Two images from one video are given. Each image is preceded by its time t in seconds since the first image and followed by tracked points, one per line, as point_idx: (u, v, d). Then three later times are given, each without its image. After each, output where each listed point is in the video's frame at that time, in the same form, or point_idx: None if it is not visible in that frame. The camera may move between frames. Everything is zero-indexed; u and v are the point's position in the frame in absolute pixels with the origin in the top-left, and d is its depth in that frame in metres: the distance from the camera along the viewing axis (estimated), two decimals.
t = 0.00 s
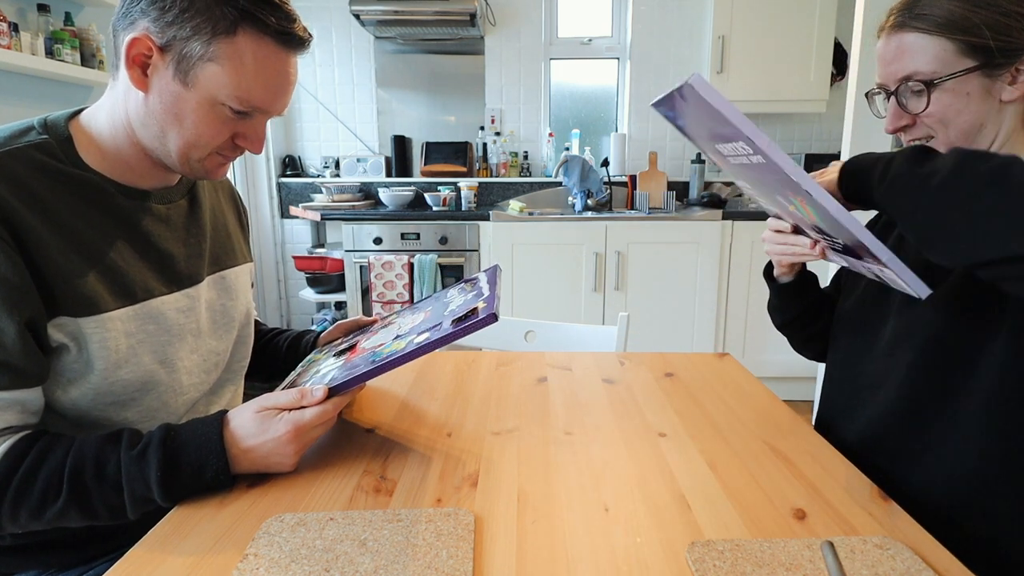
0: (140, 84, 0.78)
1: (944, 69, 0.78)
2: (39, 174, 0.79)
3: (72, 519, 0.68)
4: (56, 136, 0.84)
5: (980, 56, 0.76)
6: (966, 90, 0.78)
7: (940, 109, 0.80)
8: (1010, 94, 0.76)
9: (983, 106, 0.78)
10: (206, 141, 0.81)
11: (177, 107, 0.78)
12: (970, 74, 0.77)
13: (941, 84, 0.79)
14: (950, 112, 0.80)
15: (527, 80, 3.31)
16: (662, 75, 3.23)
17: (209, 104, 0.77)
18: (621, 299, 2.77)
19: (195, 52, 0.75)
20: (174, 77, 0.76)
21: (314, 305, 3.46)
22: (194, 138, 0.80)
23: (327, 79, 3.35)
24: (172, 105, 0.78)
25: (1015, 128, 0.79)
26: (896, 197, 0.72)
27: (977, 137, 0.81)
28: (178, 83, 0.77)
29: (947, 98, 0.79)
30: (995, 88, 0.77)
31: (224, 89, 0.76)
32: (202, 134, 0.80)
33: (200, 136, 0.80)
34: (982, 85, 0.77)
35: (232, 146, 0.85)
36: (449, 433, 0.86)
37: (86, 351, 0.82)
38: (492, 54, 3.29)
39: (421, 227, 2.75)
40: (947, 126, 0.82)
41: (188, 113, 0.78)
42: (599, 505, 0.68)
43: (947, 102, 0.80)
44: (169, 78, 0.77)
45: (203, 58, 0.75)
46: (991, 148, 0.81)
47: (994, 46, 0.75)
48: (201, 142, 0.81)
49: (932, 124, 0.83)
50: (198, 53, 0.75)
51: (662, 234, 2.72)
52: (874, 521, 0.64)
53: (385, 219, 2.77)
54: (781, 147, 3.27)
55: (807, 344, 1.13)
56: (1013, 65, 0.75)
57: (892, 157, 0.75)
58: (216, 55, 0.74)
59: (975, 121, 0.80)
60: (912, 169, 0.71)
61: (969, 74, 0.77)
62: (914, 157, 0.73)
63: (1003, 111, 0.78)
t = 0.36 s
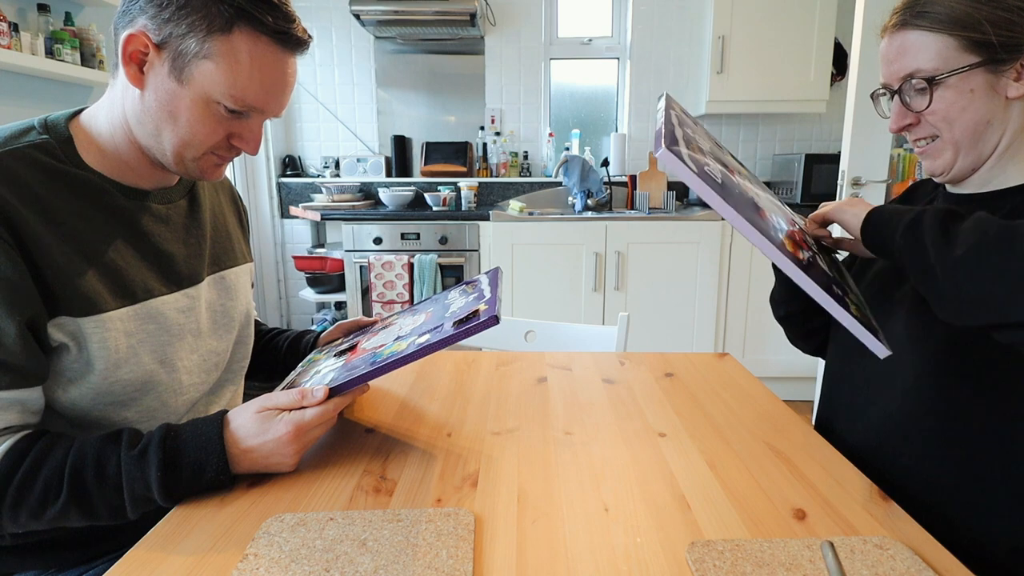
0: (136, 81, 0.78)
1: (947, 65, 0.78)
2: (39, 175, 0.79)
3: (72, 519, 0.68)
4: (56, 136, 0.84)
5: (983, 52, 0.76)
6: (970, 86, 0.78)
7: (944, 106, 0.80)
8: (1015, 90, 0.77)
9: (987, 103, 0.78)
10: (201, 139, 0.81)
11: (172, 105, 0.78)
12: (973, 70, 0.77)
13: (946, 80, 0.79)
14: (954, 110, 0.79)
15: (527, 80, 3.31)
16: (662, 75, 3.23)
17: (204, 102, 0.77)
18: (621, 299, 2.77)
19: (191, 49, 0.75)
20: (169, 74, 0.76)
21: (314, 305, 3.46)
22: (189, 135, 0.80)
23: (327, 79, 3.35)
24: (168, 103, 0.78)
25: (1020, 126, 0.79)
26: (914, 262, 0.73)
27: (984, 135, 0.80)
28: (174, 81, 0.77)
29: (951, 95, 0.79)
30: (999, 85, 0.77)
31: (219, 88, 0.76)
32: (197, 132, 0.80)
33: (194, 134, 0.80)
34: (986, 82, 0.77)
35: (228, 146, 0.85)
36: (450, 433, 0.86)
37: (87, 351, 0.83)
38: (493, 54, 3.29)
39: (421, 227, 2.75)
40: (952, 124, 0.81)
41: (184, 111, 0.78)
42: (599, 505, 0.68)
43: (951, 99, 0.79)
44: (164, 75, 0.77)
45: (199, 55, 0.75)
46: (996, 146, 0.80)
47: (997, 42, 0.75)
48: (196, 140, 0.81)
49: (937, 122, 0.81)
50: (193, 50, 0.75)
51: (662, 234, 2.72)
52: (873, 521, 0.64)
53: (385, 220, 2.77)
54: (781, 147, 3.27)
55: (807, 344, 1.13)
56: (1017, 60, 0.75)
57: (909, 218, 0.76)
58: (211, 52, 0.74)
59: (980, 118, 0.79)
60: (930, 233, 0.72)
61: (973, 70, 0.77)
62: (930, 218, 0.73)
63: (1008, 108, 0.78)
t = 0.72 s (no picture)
0: (138, 82, 0.78)
1: (944, 64, 0.78)
2: (39, 175, 0.79)
3: (72, 520, 0.68)
4: (56, 136, 0.84)
5: (980, 51, 0.76)
6: (967, 85, 0.78)
7: (942, 105, 0.80)
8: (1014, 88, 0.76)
9: (985, 101, 0.78)
10: (201, 142, 0.81)
11: (173, 107, 0.78)
12: (970, 68, 0.77)
13: (943, 79, 0.79)
14: (952, 108, 0.80)
15: (527, 80, 3.31)
16: (662, 75, 3.23)
17: (205, 104, 0.77)
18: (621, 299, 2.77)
19: (193, 51, 0.75)
20: (171, 76, 0.76)
21: (314, 305, 3.46)
22: (189, 137, 0.80)
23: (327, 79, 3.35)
24: (169, 105, 0.78)
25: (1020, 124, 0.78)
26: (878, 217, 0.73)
27: (982, 132, 0.80)
28: (175, 82, 0.77)
29: (949, 93, 0.79)
30: (997, 83, 0.77)
31: (221, 90, 0.76)
32: (197, 134, 0.80)
33: (195, 136, 0.80)
34: (984, 79, 0.77)
35: (228, 148, 0.85)
36: (450, 433, 0.86)
37: (87, 351, 0.83)
38: (493, 54, 3.29)
39: (421, 227, 2.75)
40: (951, 122, 0.81)
41: (184, 113, 0.78)
42: (599, 505, 0.68)
43: (949, 98, 0.79)
44: (166, 77, 0.77)
45: (201, 58, 0.75)
46: (996, 144, 0.80)
47: (993, 40, 0.75)
48: (196, 142, 0.81)
49: (936, 120, 0.82)
50: (196, 53, 0.75)
51: (662, 234, 2.72)
52: (873, 522, 0.64)
53: (385, 220, 2.77)
54: (781, 147, 3.27)
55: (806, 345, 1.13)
56: (1015, 57, 0.74)
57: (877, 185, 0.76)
58: (214, 55, 0.74)
59: (978, 116, 0.79)
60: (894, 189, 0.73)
61: (970, 68, 0.77)
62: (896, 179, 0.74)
63: (1007, 106, 0.78)
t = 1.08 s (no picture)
0: (142, 86, 0.78)
1: (925, 63, 0.79)
2: (40, 175, 0.79)
3: (73, 520, 0.68)
4: (57, 136, 0.84)
5: (960, 51, 0.76)
6: (949, 83, 0.78)
7: (925, 104, 0.80)
8: (995, 86, 0.76)
9: (968, 100, 0.78)
10: (206, 145, 0.81)
11: (180, 111, 0.78)
12: (951, 68, 0.77)
13: (925, 78, 0.79)
14: (935, 107, 0.79)
15: (527, 80, 3.31)
16: (662, 75, 3.23)
17: (212, 109, 0.77)
18: (621, 299, 2.77)
19: (200, 57, 0.75)
20: (177, 80, 0.76)
21: (314, 305, 3.46)
22: (195, 141, 0.80)
23: (327, 79, 3.35)
24: (175, 109, 0.78)
25: (1002, 123, 0.77)
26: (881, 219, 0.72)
27: (966, 131, 0.79)
28: (182, 87, 0.76)
29: (931, 92, 0.79)
30: (979, 82, 0.77)
31: (228, 95, 0.76)
32: (202, 138, 0.80)
33: (200, 140, 0.80)
34: (966, 79, 0.77)
35: (232, 150, 0.85)
36: (449, 432, 0.86)
37: (87, 351, 0.83)
38: (493, 54, 3.29)
39: (421, 227, 2.75)
40: (934, 121, 0.80)
41: (191, 118, 0.78)
42: (600, 505, 0.68)
43: (931, 97, 0.79)
44: (172, 81, 0.77)
45: (208, 63, 0.75)
46: (979, 144, 0.79)
47: (972, 40, 0.75)
48: (201, 146, 0.81)
49: (919, 120, 0.81)
50: (203, 58, 0.75)
51: (661, 234, 2.72)
52: (873, 521, 0.64)
53: (385, 219, 2.77)
54: (782, 147, 3.27)
55: (807, 344, 1.13)
56: (995, 57, 0.75)
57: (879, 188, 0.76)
58: (221, 61, 0.74)
59: (961, 114, 0.78)
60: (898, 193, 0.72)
61: (951, 67, 0.77)
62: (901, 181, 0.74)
63: (990, 105, 0.77)
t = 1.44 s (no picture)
0: (145, 87, 0.78)
1: (916, 66, 0.78)
2: (41, 175, 0.79)
3: (73, 520, 0.68)
4: (57, 136, 0.84)
5: (951, 53, 0.76)
6: (941, 86, 0.77)
7: (917, 107, 0.79)
8: (985, 89, 0.76)
9: (960, 102, 0.77)
10: (208, 147, 0.81)
11: (182, 113, 0.78)
12: (942, 70, 0.77)
13: (916, 82, 0.79)
14: (927, 110, 0.79)
15: (527, 80, 3.31)
16: (662, 74, 3.23)
17: (214, 110, 0.77)
18: (621, 299, 2.77)
19: (203, 59, 0.75)
20: (180, 82, 0.76)
21: (314, 305, 3.46)
22: (197, 142, 0.80)
23: (327, 79, 3.35)
24: (177, 110, 0.78)
25: (991, 125, 0.78)
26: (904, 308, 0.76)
27: (958, 134, 0.79)
28: (184, 89, 0.76)
29: (923, 95, 0.79)
30: (969, 84, 0.77)
31: (231, 97, 0.76)
32: (205, 140, 0.80)
33: (203, 140, 0.80)
34: (957, 81, 0.77)
35: (234, 152, 0.85)
36: (449, 432, 0.86)
37: (87, 351, 0.82)
38: (492, 54, 3.29)
39: (421, 227, 2.75)
40: (927, 124, 0.80)
41: (193, 119, 0.78)
42: (600, 506, 0.68)
43: (923, 100, 0.79)
44: (175, 83, 0.77)
45: (211, 66, 0.75)
46: (972, 146, 0.80)
47: (962, 42, 0.75)
48: (203, 147, 0.81)
49: (911, 123, 0.81)
50: (206, 60, 0.75)
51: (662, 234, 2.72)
52: (873, 521, 0.64)
53: (385, 220, 2.77)
54: (782, 147, 3.27)
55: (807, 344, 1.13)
56: (984, 59, 0.75)
57: (914, 259, 0.76)
58: (224, 63, 0.75)
59: (954, 117, 0.78)
60: (926, 287, 0.74)
61: (942, 70, 0.77)
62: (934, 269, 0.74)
63: (981, 107, 0.78)
